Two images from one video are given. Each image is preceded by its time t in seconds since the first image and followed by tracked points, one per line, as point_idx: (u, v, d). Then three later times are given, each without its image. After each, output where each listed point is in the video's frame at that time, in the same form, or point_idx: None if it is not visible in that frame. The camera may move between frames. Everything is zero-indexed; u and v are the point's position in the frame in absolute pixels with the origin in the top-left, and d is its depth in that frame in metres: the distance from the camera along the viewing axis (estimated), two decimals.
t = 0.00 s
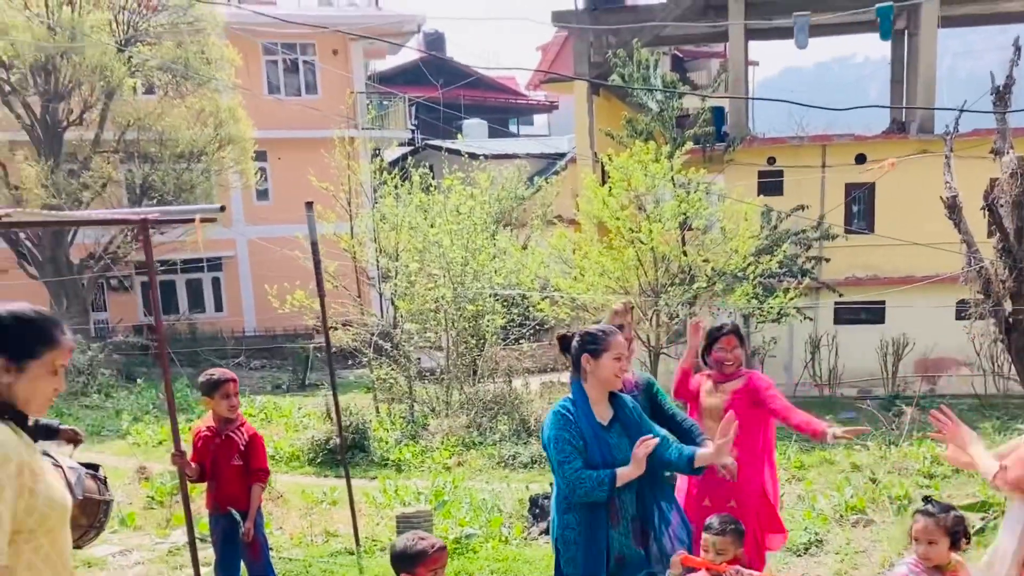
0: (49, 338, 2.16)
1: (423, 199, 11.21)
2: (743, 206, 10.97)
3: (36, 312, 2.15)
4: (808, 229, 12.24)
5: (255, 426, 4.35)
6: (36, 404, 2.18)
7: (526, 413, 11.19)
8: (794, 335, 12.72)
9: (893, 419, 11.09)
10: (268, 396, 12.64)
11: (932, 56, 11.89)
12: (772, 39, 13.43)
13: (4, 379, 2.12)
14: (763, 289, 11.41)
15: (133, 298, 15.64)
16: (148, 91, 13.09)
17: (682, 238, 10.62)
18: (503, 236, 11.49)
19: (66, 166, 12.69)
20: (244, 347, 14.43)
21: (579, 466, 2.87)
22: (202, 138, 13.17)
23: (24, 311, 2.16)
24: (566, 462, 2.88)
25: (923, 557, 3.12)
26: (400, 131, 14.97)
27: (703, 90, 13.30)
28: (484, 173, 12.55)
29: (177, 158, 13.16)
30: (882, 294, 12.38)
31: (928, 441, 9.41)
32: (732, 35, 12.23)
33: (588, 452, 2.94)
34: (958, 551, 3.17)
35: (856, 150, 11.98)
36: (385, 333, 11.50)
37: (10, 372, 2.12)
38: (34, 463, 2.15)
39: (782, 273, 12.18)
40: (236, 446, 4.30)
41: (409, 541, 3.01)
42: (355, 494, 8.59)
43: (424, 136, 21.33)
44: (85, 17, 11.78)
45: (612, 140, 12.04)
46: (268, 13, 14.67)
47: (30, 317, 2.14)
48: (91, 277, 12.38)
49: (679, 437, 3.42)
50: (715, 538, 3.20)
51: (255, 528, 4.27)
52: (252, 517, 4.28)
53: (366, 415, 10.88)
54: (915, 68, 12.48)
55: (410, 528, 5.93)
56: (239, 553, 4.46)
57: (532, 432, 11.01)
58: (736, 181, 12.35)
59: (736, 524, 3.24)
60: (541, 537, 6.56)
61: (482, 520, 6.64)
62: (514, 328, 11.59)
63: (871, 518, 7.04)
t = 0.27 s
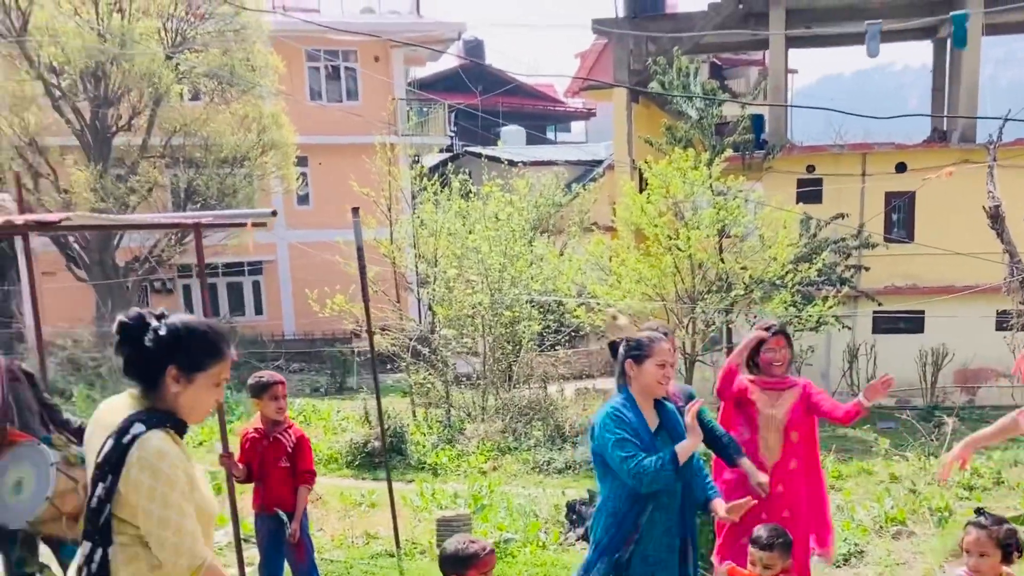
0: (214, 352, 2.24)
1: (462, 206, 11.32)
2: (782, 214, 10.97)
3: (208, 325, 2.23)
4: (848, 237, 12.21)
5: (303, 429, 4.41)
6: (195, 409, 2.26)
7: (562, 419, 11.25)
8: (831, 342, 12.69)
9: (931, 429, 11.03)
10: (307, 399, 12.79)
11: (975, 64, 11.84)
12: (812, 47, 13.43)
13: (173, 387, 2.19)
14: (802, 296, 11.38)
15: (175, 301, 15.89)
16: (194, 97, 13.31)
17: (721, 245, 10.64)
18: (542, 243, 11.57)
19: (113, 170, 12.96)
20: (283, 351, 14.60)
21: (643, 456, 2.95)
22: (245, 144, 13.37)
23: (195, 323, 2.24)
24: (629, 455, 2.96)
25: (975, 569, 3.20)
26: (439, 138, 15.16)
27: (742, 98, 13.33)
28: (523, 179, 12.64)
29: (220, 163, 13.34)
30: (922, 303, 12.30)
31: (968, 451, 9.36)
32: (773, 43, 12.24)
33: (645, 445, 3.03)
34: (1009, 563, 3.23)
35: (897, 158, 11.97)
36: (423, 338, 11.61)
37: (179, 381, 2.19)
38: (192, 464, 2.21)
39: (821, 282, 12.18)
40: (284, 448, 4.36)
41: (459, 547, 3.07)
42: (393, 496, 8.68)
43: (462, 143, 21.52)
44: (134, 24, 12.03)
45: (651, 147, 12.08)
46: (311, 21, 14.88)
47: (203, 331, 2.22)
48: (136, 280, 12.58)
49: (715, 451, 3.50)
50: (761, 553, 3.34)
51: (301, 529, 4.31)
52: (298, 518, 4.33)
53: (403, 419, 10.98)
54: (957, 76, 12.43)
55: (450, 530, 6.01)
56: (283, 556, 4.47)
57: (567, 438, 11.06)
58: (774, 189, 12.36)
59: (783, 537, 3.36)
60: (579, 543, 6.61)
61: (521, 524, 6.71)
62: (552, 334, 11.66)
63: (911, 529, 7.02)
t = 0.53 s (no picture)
0: (323, 367, 2.27)
1: (498, 210, 11.42)
2: (819, 220, 10.93)
3: (313, 342, 2.26)
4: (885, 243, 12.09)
5: (342, 431, 4.47)
6: (305, 423, 2.29)
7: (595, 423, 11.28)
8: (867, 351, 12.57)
9: (967, 438, 10.94)
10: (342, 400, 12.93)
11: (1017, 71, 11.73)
12: (852, 53, 13.37)
13: (284, 402, 2.23)
14: (838, 303, 11.33)
15: (214, 300, 16.12)
16: (236, 99, 13.48)
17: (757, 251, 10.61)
18: (576, 247, 11.58)
19: (155, 171, 13.17)
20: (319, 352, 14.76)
21: (728, 465, 3.02)
22: (285, 146, 13.46)
23: (303, 340, 2.28)
24: (715, 466, 3.01)
25: None
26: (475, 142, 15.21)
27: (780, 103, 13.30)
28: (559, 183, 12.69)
29: (259, 165, 13.49)
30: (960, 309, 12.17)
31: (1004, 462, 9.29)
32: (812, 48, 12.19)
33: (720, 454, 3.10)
34: None
35: (936, 164, 12.01)
36: (457, 341, 11.68)
37: (289, 398, 2.23)
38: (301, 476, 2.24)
39: (859, 288, 11.92)
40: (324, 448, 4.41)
41: (498, 550, 3.10)
42: (425, 497, 8.76)
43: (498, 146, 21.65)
44: (177, 27, 12.19)
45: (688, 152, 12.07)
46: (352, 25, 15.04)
47: (310, 350, 2.26)
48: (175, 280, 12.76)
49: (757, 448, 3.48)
50: (799, 565, 3.37)
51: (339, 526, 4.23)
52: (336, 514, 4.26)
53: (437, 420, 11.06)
54: (999, 83, 12.32)
55: (484, 533, 6.07)
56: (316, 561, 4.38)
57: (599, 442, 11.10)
58: (811, 195, 12.26)
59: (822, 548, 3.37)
60: (611, 547, 6.64)
61: (554, 528, 6.76)
62: (585, 338, 11.69)
63: (947, 540, 6.98)
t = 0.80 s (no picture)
0: (402, 400, 2.06)
1: (530, 212, 11.48)
2: (852, 226, 10.88)
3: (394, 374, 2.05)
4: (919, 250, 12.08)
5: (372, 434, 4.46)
6: (388, 459, 2.08)
7: (623, 427, 11.32)
8: (899, 358, 12.61)
9: (1000, 448, 10.85)
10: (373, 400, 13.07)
11: None
12: (889, 57, 13.28)
13: (363, 436, 2.02)
14: (870, 309, 11.27)
15: (248, 300, 16.35)
16: (272, 101, 13.63)
17: (788, 255, 10.60)
18: (608, 250, 11.62)
19: (192, 171, 13.36)
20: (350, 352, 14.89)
21: (770, 498, 2.71)
22: (320, 147, 13.57)
23: (385, 374, 2.06)
24: (756, 499, 2.71)
25: None
26: (509, 145, 15.42)
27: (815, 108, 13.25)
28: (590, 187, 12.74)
29: (295, 166, 13.62)
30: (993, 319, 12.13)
31: None
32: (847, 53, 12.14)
33: (765, 484, 2.79)
34: None
35: (971, 171, 11.80)
36: (488, 343, 11.75)
37: (369, 432, 2.02)
38: (378, 514, 2.03)
39: (891, 295, 12.06)
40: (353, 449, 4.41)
41: (522, 555, 2.98)
42: (453, 499, 8.84)
43: (532, 149, 21.78)
44: (216, 29, 12.36)
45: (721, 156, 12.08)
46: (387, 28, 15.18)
47: (389, 383, 2.04)
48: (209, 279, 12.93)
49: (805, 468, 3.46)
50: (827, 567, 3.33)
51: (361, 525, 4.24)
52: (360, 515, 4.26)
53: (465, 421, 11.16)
54: None
55: (511, 536, 6.12)
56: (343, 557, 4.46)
57: (627, 446, 11.14)
58: (845, 200, 12.28)
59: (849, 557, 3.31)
60: (638, 552, 6.66)
61: (582, 531, 6.79)
62: (615, 342, 11.72)
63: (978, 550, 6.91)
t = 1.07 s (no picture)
0: (479, 451, 2.35)
1: (554, 211, 11.39)
2: (879, 227, 10.83)
3: (468, 428, 2.35)
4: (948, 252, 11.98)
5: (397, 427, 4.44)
6: (472, 505, 2.35)
7: (645, 427, 11.32)
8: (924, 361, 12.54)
9: None
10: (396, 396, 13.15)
11: None
12: (918, 59, 13.22)
13: (449, 487, 2.31)
14: (897, 312, 11.21)
15: (274, 296, 16.48)
16: (300, 98, 13.72)
17: (814, 257, 10.57)
18: (633, 249, 11.63)
19: (220, 167, 13.48)
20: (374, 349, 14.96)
21: (742, 489, 3.03)
22: (347, 145, 13.65)
23: (462, 429, 2.37)
24: (728, 486, 3.05)
25: None
26: (535, 144, 15.46)
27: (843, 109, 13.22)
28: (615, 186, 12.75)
29: (321, 163, 13.71)
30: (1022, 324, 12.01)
31: None
32: (876, 53, 12.08)
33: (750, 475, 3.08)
34: None
35: (1000, 172, 11.80)
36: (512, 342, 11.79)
37: (453, 482, 2.30)
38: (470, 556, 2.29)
39: (919, 297, 11.82)
40: (379, 443, 4.40)
41: (541, 554, 2.80)
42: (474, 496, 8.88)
43: (557, 148, 21.86)
44: (245, 26, 12.45)
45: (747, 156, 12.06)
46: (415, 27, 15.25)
47: (464, 437, 2.34)
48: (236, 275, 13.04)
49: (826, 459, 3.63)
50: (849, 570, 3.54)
51: (388, 526, 4.31)
52: (387, 515, 4.31)
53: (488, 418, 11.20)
54: None
55: (533, 534, 6.16)
56: (371, 548, 4.58)
57: (648, 446, 11.15)
58: (872, 202, 12.23)
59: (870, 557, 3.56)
60: (660, 553, 6.67)
61: (604, 531, 6.81)
62: (639, 341, 11.73)
63: (1003, 555, 6.86)
